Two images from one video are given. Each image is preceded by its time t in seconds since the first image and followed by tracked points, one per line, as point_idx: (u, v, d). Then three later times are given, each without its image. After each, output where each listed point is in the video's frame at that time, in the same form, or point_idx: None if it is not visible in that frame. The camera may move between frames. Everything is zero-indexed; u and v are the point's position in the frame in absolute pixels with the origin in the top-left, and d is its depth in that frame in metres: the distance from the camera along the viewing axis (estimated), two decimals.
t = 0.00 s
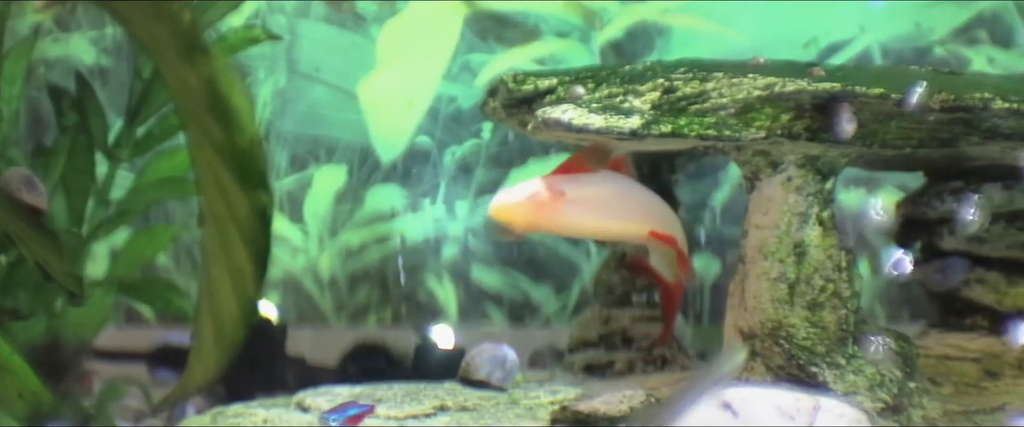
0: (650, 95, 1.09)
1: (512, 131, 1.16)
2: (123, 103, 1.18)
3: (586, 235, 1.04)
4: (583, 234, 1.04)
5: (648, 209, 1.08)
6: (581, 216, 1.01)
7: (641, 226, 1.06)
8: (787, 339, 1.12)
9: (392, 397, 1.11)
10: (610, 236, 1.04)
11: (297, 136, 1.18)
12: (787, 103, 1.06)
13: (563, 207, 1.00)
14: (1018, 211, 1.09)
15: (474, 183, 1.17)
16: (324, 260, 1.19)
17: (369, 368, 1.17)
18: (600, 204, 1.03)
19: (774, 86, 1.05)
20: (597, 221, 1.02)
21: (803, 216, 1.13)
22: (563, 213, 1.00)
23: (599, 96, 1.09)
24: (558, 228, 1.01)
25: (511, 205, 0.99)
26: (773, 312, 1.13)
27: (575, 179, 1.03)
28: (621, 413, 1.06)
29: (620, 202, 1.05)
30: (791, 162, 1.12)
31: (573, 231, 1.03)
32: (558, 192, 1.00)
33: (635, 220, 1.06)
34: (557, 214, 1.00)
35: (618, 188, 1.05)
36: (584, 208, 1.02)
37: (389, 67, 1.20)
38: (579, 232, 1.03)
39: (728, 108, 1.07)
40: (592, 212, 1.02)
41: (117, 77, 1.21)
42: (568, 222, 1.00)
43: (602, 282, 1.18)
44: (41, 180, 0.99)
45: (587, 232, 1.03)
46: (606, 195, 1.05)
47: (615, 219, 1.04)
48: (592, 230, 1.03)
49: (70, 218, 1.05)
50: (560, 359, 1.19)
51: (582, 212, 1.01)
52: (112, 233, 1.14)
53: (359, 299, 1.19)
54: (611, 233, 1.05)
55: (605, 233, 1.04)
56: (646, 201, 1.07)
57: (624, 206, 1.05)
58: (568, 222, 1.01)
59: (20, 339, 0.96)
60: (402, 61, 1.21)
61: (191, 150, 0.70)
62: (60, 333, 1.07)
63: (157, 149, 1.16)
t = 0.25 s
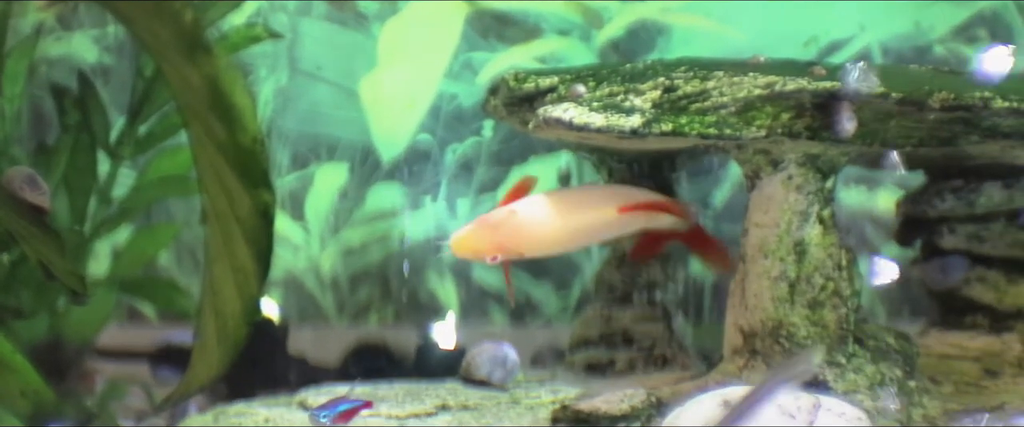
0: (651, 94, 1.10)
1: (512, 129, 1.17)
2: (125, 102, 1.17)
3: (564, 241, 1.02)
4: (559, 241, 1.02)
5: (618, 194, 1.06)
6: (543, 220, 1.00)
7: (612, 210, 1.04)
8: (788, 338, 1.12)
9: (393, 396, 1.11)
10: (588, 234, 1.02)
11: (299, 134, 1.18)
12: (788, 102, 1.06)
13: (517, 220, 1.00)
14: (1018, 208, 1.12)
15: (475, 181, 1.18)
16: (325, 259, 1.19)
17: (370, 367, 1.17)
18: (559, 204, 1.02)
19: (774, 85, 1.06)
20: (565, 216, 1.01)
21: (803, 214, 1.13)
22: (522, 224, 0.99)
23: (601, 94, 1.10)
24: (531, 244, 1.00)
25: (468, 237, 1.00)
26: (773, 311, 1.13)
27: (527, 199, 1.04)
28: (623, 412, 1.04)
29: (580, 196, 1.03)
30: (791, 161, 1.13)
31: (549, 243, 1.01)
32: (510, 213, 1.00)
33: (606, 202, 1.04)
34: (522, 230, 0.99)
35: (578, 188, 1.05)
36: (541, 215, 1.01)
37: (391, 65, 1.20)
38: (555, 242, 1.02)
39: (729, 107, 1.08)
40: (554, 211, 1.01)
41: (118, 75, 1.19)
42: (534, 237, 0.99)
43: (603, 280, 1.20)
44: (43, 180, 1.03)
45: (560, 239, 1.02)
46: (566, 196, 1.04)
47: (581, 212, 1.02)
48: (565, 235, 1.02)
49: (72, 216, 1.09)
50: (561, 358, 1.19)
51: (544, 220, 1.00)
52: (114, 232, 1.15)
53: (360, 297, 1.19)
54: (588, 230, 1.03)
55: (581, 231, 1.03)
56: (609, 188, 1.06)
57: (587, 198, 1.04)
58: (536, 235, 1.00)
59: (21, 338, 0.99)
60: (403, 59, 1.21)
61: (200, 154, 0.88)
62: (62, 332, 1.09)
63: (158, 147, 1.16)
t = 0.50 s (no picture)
0: (652, 91, 1.11)
1: (514, 127, 1.18)
2: (128, 99, 1.17)
3: (549, 220, 1.03)
4: (544, 220, 1.02)
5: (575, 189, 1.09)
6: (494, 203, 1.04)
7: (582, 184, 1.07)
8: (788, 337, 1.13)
9: (395, 396, 1.13)
10: (569, 206, 1.03)
11: (302, 131, 1.18)
12: (787, 100, 1.07)
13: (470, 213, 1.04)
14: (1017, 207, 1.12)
15: (477, 177, 1.18)
16: (326, 259, 1.18)
17: (370, 368, 1.16)
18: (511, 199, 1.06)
19: (774, 82, 1.07)
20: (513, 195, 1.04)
21: (803, 213, 1.13)
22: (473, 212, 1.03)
23: (601, 92, 1.11)
24: (516, 224, 1.01)
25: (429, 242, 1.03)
26: (773, 310, 1.14)
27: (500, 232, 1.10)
28: (621, 412, 1.10)
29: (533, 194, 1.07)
30: (792, 159, 1.13)
31: (532, 220, 1.02)
32: (483, 207, 1.04)
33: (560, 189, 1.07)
34: (497, 212, 1.01)
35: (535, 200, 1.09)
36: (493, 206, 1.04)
37: (392, 63, 1.20)
38: (539, 221, 1.02)
39: (729, 104, 1.09)
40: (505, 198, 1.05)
41: (121, 71, 1.17)
42: (512, 211, 1.01)
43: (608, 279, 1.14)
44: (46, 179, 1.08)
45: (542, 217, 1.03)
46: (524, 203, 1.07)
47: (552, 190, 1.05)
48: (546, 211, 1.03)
49: (74, 215, 1.13)
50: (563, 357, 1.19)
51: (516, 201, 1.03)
52: (117, 230, 1.15)
53: (362, 296, 1.18)
54: (568, 205, 1.04)
55: (560, 207, 1.04)
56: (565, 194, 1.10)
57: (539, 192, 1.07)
58: (513, 211, 1.02)
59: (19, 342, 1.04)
60: (404, 56, 1.20)
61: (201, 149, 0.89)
62: (64, 330, 1.13)
63: (161, 144, 1.17)
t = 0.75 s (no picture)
0: (657, 87, 1.11)
1: (518, 123, 1.18)
2: (133, 95, 1.15)
3: (527, 219, 1.10)
4: (522, 219, 1.10)
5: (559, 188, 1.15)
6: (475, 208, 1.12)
7: (561, 183, 1.13)
8: (793, 333, 1.13)
9: (401, 392, 1.16)
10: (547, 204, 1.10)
11: (307, 127, 1.18)
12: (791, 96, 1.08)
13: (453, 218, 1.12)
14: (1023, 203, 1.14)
15: (483, 172, 1.18)
16: (332, 253, 1.18)
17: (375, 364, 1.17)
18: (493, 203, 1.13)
19: (778, 78, 1.08)
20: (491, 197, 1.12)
21: (808, 208, 1.13)
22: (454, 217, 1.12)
23: (606, 88, 1.11)
24: (494, 223, 1.09)
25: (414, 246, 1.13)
26: (779, 306, 1.14)
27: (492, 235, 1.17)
28: (627, 408, 1.11)
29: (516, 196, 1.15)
30: (797, 155, 1.13)
31: (510, 219, 1.09)
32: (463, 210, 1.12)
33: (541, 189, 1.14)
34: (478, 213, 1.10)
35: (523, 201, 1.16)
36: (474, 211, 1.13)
37: (397, 59, 1.20)
38: (514, 220, 1.09)
39: (735, 100, 1.09)
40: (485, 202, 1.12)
41: (126, 68, 1.16)
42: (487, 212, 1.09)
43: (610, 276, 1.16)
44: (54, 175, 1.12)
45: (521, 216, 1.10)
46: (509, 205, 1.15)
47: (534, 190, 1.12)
48: (524, 210, 1.10)
49: (79, 210, 1.13)
50: (568, 353, 1.18)
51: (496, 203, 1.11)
52: (120, 226, 1.16)
53: (366, 293, 1.17)
54: (547, 204, 1.11)
55: (539, 205, 1.11)
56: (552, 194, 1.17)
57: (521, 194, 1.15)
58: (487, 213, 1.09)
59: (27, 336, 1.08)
60: (409, 53, 1.21)
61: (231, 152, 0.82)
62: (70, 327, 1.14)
63: (165, 140, 1.15)
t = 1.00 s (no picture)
0: (672, 78, 1.13)
1: (530, 114, 1.19)
2: (147, 85, 1.18)
3: (525, 217, 0.96)
4: (522, 218, 0.96)
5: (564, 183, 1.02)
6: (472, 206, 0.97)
7: (565, 178, 1.00)
8: (808, 323, 1.14)
9: (414, 382, 1.17)
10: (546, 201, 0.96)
11: (321, 117, 1.19)
12: (804, 87, 1.09)
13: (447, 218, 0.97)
14: None
15: (496, 164, 1.17)
16: (346, 244, 1.20)
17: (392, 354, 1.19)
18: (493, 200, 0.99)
19: (793, 69, 1.10)
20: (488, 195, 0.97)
21: (823, 198, 1.14)
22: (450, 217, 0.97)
23: (621, 79, 1.13)
24: (489, 223, 0.94)
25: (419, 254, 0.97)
26: (793, 295, 1.15)
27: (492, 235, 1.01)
28: (641, 398, 1.11)
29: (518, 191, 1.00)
30: (811, 144, 1.13)
31: (508, 218, 0.95)
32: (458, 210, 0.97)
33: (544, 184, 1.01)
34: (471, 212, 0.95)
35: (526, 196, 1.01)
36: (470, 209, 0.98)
37: (411, 49, 1.19)
38: (514, 220, 0.95)
39: (749, 90, 1.10)
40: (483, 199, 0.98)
41: (140, 58, 1.18)
42: (483, 212, 0.95)
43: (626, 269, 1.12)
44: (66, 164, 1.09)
45: (520, 214, 0.96)
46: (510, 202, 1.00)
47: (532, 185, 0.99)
48: (523, 207, 0.96)
49: (94, 200, 1.14)
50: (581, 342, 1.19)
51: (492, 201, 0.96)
52: (135, 217, 1.17)
53: (382, 283, 1.19)
54: (548, 201, 0.97)
55: (539, 202, 0.97)
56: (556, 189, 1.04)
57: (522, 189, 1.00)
58: (484, 212, 0.95)
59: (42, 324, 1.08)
60: (423, 45, 1.20)
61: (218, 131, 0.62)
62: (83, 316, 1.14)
63: (181, 130, 1.18)
